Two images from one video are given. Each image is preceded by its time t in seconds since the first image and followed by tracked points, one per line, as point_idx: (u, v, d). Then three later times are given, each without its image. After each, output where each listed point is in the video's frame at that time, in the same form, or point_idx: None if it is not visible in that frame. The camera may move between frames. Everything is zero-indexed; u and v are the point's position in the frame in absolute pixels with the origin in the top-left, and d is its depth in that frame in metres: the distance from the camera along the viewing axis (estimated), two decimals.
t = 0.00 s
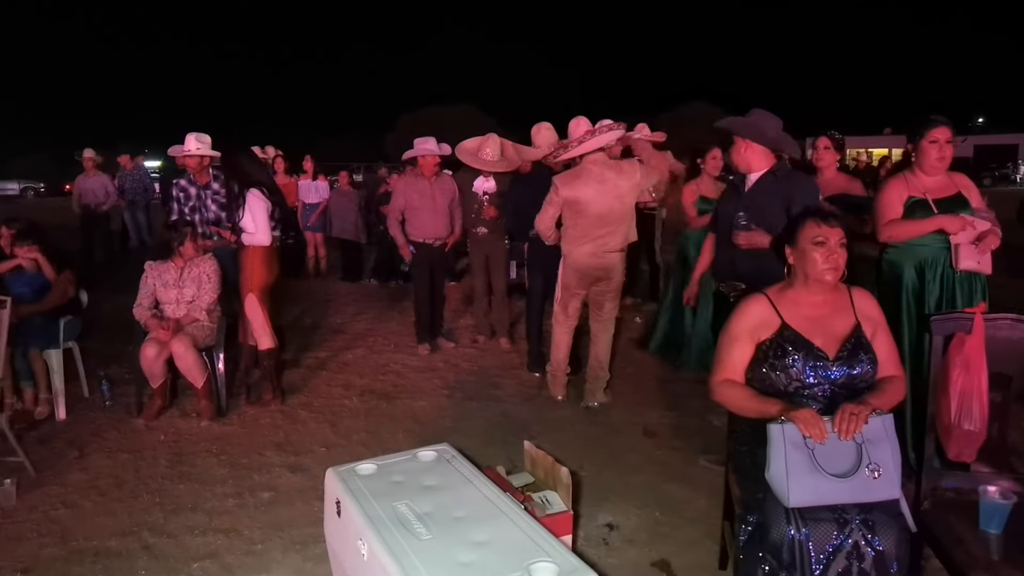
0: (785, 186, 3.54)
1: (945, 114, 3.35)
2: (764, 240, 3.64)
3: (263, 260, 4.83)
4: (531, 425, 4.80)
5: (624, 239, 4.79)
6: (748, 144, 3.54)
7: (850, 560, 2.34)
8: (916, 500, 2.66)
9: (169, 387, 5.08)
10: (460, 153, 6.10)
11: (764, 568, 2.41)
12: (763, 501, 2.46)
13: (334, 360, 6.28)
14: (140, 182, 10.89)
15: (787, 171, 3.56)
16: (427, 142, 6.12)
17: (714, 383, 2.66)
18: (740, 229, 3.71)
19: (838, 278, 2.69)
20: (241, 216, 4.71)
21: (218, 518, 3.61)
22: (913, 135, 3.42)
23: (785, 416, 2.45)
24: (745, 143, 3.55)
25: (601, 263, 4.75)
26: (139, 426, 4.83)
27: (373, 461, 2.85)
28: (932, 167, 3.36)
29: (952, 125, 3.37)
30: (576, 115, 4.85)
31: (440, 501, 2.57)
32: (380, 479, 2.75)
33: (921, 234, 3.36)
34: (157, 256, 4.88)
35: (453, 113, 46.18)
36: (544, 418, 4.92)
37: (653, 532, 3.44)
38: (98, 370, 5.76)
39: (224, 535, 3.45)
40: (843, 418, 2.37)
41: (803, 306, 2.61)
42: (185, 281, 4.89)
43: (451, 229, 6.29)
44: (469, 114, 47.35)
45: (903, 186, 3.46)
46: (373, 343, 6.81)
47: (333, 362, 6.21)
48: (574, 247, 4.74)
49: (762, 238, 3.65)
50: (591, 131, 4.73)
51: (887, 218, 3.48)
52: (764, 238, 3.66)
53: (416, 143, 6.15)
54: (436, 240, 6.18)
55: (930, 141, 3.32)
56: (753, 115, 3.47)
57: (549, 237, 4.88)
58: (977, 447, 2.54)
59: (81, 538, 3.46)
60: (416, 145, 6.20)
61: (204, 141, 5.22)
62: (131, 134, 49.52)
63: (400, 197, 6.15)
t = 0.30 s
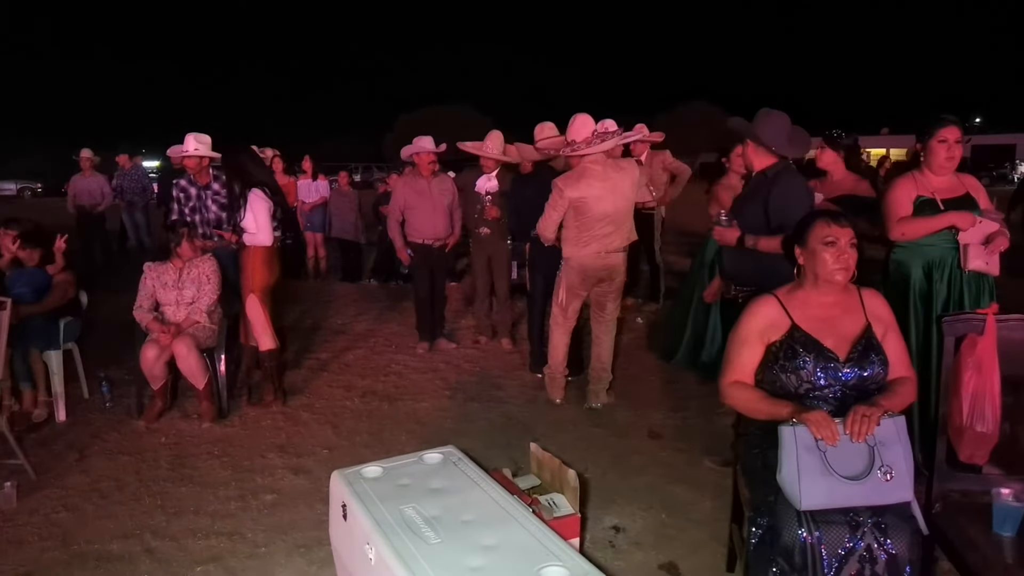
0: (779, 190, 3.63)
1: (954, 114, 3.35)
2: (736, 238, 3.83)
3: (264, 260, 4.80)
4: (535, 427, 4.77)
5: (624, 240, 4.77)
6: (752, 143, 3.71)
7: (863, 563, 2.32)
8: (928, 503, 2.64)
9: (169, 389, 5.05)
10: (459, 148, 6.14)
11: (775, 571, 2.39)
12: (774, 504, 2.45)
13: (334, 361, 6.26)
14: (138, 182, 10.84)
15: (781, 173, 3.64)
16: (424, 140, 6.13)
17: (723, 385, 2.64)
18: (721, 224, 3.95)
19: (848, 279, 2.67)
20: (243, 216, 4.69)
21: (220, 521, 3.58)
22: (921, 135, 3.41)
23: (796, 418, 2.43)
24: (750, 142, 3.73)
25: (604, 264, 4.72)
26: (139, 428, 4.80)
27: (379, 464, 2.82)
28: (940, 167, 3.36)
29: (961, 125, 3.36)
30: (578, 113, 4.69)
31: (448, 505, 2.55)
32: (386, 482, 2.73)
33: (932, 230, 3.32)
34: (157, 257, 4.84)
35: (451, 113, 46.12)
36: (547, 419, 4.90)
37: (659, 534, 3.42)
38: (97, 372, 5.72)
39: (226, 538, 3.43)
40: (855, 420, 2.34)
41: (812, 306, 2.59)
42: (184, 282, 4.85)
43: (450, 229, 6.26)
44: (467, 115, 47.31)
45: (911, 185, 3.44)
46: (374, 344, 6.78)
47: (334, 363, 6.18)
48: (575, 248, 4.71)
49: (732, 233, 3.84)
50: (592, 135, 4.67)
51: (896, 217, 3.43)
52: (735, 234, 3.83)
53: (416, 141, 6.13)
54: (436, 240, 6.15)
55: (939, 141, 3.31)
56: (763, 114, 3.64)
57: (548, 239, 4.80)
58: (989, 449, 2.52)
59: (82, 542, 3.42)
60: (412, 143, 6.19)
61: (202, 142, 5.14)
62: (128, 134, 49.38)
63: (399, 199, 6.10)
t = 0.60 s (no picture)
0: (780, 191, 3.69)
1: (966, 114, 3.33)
2: (730, 236, 4.18)
3: (268, 261, 4.77)
4: (541, 428, 4.75)
5: (620, 240, 4.77)
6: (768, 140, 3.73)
7: (882, 566, 2.30)
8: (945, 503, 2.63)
9: (173, 390, 5.02)
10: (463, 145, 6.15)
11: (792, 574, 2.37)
12: (790, 505, 2.43)
13: (337, 361, 6.22)
14: (137, 182, 10.79)
15: (781, 176, 3.67)
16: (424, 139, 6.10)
17: (737, 386, 2.62)
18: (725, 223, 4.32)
19: (862, 279, 2.65)
20: (248, 216, 4.66)
21: (226, 524, 3.56)
22: (933, 134, 3.39)
23: (812, 420, 2.41)
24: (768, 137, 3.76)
25: (604, 264, 4.69)
26: (142, 430, 4.76)
27: (390, 466, 2.79)
28: (952, 167, 3.35)
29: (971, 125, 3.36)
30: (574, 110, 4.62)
31: (461, 508, 2.52)
32: (397, 484, 2.70)
33: (943, 227, 3.31)
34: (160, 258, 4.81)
35: (449, 113, 46.07)
36: (553, 420, 4.87)
37: (669, 536, 3.40)
38: (98, 373, 5.67)
39: (233, 541, 3.40)
40: (871, 421, 2.33)
41: (828, 307, 2.57)
42: (186, 284, 4.81)
43: (451, 230, 6.21)
44: (464, 115, 47.24)
45: (922, 184, 3.42)
46: (377, 344, 6.75)
47: (337, 364, 6.15)
48: (575, 248, 4.66)
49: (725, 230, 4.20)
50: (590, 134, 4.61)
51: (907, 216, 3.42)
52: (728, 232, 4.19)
53: (417, 139, 6.08)
54: (436, 240, 6.11)
55: (951, 141, 3.30)
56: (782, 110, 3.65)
57: (550, 243, 4.68)
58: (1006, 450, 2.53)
59: (88, 545, 3.39)
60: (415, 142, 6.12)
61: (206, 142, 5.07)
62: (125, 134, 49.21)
63: (399, 200, 6.06)
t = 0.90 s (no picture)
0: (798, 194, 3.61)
1: (984, 114, 3.30)
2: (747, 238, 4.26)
3: (276, 261, 4.72)
4: (552, 429, 4.71)
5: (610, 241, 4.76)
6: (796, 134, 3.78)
7: (910, 568, 2.27)
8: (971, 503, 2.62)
9: (179, 391, 4.97)
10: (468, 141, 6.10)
11: None
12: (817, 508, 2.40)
13: (343, 362, 6.18)
14: (138, 182, 10.73)
15: (797, 175, 3.66)
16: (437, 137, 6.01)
17: (760, 388, 2.59)
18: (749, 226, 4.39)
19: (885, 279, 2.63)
20: (256, 216, 4.61)
21: (238, 527, 3.52)
22: (948, 134, 3.36)
23: (838, 421, 2.38)
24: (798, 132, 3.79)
25: (596, 263, 4.65)
26: (149, 431, 4.72)
27: (408, 468, 2.75)
28: (967, 167, 3.31)
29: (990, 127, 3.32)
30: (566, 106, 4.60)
31: (482, 511, 2.49)
32: (416, 486, 2.66)
33: (956, 221, 3.30)
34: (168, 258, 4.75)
35: (447, 113, 46.03)
36: (563, 421, 4.84)
37: (685, 538, 3.37)
38: (103, 374, 5.62)
39: (245, 544, 3.36)
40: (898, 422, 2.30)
41: (851, 307, 2.54)
42: (194, 285, 4.77)
43: (460, 229, 6.15)
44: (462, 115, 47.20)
45: (938, 183, 3.39)
46: (383, 345, 6.71)
47: (343, 365, 6.10)
48: (572, 246, 4.61)
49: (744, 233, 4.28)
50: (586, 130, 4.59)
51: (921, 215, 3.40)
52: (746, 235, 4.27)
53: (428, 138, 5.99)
54: (444, 241, 6.07)
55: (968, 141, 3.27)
56: (812, 107, 3.73)
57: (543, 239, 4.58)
58: None
59: (98, 549, 3.35)
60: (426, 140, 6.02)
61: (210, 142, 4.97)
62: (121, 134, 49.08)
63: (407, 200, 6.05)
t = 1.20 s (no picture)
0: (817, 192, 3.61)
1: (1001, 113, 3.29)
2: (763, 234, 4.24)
3: (288, 260, 4.69)
4: (565, 428, 4.69)
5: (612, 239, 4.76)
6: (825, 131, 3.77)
7: (943, 568, 2.27)
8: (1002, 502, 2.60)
9: (189, 391, 4.94)
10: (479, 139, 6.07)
11: None
12: (848, 506, 2.39)
13: (352, 362, 6.14)
14: (140, 181, 10.69)
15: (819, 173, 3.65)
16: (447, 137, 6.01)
17: (789, 385, 2.56)
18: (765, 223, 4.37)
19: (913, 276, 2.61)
20: (268, 215, 4.58)
21: (254, 527, 3.49)
22: (965, 132, 3.34)
23: (870, 420, 2.36)
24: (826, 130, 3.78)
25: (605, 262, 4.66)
26: (159, 431, 4.68)
27: (431, 467, 2.72)
28: (984, 165, 3.30)
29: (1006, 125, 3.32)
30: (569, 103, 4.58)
31: (509, 510, 2.46)
32: (440, 486, 2.63)
33: (976, 219, 3.26)
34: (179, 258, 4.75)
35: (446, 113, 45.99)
36: (575, 420, 4.82)
37: (706, 538, 3.35)
38: (111, 374, 5.59)
39: (262, 545, 3.33)
40: (930, 421, 2.28)
41: (881, 304, 2.52)
42: (205, 286, 4.73)
43: (471, 227, 6.11)
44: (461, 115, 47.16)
45: (954, 181, 3.37)
46: (390, 344, 6.68)
47: (352, 365, 6.07)
48: (581, 242, 4.57)
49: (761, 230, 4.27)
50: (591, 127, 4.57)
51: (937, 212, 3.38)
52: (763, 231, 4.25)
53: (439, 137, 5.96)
54: (454, 239, 6.05)
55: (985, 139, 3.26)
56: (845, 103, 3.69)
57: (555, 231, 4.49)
58: None
59: (113, 550, 3.32)
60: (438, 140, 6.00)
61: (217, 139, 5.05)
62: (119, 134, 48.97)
63: (419, 198, 6.03)
